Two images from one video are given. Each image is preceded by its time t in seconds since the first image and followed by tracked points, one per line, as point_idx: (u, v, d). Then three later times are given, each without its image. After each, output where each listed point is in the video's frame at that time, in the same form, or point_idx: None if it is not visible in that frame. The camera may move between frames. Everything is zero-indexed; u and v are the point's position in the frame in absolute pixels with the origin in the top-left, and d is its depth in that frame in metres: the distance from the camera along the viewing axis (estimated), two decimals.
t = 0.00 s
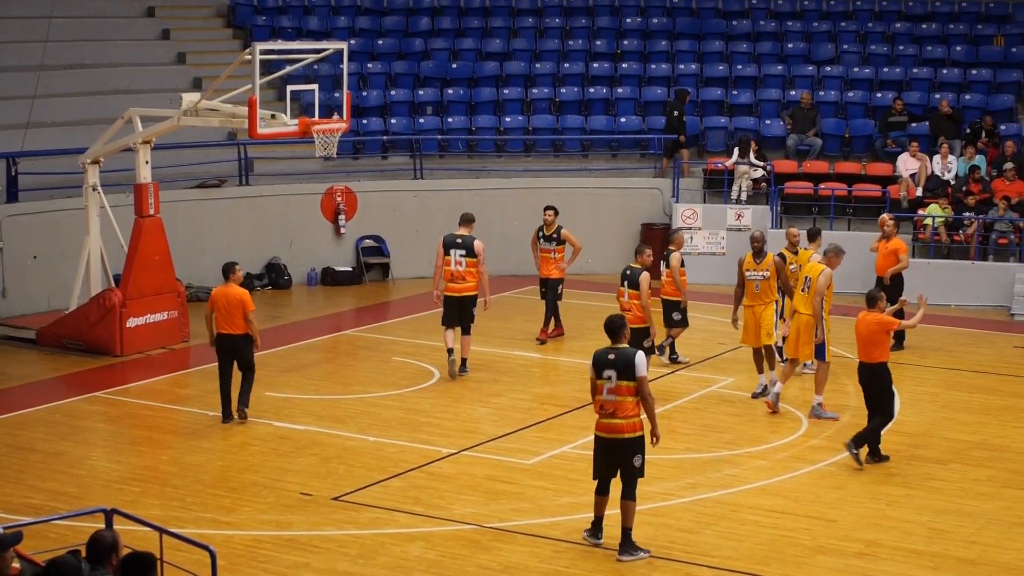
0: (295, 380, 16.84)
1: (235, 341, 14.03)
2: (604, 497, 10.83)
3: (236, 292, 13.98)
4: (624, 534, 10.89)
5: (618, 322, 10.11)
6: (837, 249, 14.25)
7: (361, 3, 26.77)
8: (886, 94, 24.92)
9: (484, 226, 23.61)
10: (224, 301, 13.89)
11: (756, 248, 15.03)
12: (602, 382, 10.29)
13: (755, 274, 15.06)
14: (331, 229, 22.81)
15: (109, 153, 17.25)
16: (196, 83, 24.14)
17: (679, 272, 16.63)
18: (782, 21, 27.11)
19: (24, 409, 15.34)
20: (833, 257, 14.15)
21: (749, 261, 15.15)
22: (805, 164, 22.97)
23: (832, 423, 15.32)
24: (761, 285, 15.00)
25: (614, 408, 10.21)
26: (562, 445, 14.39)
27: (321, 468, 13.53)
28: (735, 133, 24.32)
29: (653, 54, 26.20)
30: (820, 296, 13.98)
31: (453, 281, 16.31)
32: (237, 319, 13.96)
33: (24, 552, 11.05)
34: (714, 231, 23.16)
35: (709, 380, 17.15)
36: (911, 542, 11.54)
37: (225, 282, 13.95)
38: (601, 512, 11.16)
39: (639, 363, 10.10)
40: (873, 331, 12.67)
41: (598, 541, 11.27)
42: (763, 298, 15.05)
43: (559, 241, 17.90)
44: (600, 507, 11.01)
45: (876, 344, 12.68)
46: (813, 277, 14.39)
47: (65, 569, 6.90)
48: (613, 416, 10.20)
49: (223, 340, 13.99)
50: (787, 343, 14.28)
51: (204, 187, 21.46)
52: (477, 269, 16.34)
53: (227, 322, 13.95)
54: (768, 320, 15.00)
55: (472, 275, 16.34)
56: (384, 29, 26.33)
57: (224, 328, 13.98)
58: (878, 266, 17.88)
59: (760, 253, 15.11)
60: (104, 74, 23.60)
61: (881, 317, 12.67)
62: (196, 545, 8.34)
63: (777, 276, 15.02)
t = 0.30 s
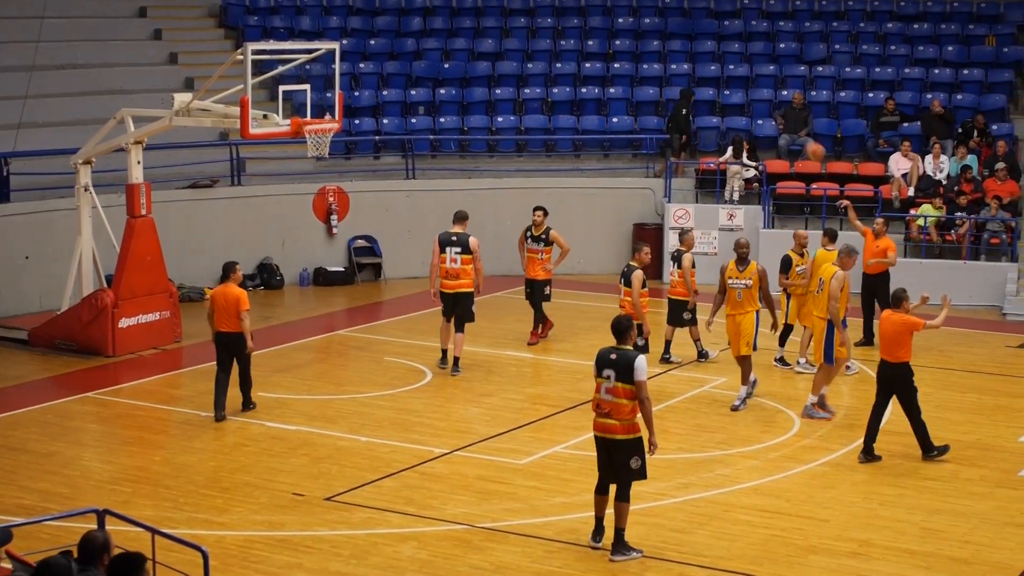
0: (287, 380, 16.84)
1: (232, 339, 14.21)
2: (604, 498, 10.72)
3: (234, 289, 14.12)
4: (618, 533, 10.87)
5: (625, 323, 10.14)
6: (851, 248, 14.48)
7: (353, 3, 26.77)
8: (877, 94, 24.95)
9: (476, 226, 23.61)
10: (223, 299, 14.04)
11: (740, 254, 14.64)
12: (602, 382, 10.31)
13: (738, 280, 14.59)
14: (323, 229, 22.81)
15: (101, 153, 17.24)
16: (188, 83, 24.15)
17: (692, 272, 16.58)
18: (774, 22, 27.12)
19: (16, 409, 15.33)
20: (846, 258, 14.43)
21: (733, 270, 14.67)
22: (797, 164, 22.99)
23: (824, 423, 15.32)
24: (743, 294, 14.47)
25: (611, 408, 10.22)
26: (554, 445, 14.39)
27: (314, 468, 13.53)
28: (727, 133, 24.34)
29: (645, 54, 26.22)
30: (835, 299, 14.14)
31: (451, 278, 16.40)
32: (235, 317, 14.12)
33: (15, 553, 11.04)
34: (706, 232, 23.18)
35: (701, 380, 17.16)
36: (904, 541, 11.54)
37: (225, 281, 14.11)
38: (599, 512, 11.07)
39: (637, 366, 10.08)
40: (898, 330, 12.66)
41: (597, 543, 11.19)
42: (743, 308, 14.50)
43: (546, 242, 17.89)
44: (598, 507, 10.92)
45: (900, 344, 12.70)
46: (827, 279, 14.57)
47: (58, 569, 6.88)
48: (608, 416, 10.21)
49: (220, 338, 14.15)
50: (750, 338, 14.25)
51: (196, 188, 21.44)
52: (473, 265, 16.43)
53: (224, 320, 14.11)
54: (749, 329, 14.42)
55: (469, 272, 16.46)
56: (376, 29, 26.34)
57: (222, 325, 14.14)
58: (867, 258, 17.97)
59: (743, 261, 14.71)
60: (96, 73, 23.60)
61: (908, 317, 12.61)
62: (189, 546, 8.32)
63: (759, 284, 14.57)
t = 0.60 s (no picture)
0: (280, 381, 16.84)
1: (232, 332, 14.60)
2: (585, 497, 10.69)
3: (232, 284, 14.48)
4: (609, 533, 10.88)
5: (615, 323, 10.10)
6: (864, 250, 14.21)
7: (345, 4, 26.76)
8: (870, 94, 24.98)
9: (469, 226, 23.62)
10: (220, 292, 14.41)
11: (721, 256, 14.48)
12: (593, 383, 10.24)
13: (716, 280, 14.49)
14: (316, 229, 22.82)
15: (93, 154, 17.24)
16: (180, 84, 24.13)
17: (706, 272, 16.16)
18: (766, 22, 27.12)
19: (9, 410, 15.32)
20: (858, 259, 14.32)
21: (713, 270, 14.55)
22: (789, 164, 23.04)
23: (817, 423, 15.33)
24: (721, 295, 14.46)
25: (605, 408, 10.19)
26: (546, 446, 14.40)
27: (307, 469, 13.53)
28: (719, 133, 24.35)
29: (637, 54, 26.22)
30: (842, 302, 14.14)
31: (442, 275, 16.46)
32: (233, 311, 14.48)
33: (8, 554, 11.03)
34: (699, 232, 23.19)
35: (693, 380, 17.18)
36: (897, 541, 11.56)
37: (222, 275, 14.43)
38: (582, 512, 11.09)
39: (631, 365, 10.07)
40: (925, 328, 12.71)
41: (576, 541, 11.22)
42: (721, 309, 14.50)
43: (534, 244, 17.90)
44: (581, 507, 10.93)
45: (928, 341, 12.78)
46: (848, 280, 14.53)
47: (52, 570, 6.79)
48: (602, 416, 10.18)
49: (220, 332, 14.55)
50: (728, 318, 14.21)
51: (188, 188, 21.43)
52: (465, 262, 16.49)
53: (223, 314, 14.48)
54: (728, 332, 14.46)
55: (460, 269, 16.49)
56: (368, 29, 26.34)
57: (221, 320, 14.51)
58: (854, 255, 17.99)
59: (723, 261, 14.51)
60: (87, 74, 23.58)
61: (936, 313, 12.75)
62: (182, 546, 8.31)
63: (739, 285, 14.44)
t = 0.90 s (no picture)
0: (280, 381, 16.84)
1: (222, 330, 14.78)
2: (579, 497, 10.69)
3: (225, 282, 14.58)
4: (607, 531, 10.89)
5: (590, 321, 10.19)
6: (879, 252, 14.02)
7: (344, 4, 26.76)
8: (868, 94, 25.01)
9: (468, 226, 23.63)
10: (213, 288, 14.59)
11: (698, 260, 14.53)
12: (576, 383, 10.19)
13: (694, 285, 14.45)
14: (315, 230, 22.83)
15: (91, 155, 17.23)
16: (179, 84, 24.14)
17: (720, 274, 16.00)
18: (765, 22, 27.13)
19: (8, 411, 15.32)
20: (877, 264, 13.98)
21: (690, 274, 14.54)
22: (787, 164, 23.08)
23: (816, 423, 15.34)
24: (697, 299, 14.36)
25: (592, 406, 10.16)
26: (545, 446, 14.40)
27: (306, 469, 13.53)
28: (718, 134, 24.38)
29: (636, 55, 26.23)
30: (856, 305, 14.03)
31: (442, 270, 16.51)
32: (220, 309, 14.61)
33: (7, 554, 11.03)
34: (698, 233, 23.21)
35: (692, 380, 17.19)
36: (895, 542, 11.56)
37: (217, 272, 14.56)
38: (576, 515, 11.08)
39: (616, 360, 10.15)
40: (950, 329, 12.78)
41: (575, 545, 11.19)
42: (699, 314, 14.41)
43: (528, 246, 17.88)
44: (575, 508, 10.93)
45: (952, 340, 12.87)
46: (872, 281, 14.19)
47: (50, 570, 6.78)
48: (592, 415, 10.15)
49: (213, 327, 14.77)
50: (708, 317, 14.26)
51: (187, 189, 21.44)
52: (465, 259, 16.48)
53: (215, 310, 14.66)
54: (707, 337, 14.40)
55: (460, 266, 16.50)
56: (367, 29, 26.34)
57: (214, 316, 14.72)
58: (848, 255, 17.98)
59: (701, 265, 14.55)
60: (86, 75, 23.58)
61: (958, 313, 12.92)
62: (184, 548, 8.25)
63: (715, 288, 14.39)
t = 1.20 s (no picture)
0: (280, 381, 16.84)
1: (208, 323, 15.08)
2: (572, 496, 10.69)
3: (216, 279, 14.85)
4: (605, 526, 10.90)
5: (569, 318, 10.10)
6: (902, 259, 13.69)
7: (344, 4, 26.76)
8: (868, 94, 25.03)
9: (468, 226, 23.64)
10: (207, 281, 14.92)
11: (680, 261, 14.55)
12: (557, 380, 10.16)
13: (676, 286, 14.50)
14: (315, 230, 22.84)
15: (91, 155, 17.23)
16: (179, 84, 24.14)
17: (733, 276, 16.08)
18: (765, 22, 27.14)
19: (8, 411, 15.32)
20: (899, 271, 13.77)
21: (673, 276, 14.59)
22: (787, 165, 23.10)
23: (816, 424, 15.34)
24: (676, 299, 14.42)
25: (575, 403, 10.14)
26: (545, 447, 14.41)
27: (306, 469, 13.53)
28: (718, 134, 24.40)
29: (635, 56, 26.23)
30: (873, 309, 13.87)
31: (450, 270, 16.54)
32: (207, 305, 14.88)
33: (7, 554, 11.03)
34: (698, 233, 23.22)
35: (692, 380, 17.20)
36: (895, 542, 11.56)
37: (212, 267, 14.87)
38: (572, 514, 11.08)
39: (596, 356, 10.18)
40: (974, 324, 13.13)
41: (575, 545, 11.18)
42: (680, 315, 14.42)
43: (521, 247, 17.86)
44: (569, 508, 10.93)
45: (975, 336, 13.20)
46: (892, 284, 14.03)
47: (51, 571, 6.77)
48: (575, 411, 10.11)
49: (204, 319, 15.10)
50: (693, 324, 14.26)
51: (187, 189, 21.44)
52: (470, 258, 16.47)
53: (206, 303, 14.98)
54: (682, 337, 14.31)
55: (466, 265, 16.50)
56: (367, 30, 26.34)
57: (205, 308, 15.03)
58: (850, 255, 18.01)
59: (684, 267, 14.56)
60: (86, 75, 23.59)
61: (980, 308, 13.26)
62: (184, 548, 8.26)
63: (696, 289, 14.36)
